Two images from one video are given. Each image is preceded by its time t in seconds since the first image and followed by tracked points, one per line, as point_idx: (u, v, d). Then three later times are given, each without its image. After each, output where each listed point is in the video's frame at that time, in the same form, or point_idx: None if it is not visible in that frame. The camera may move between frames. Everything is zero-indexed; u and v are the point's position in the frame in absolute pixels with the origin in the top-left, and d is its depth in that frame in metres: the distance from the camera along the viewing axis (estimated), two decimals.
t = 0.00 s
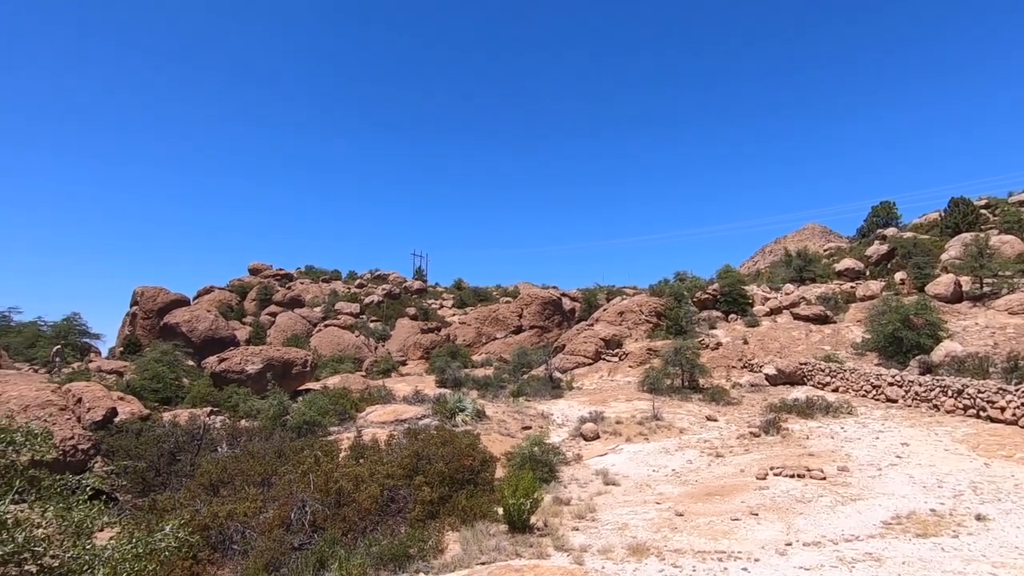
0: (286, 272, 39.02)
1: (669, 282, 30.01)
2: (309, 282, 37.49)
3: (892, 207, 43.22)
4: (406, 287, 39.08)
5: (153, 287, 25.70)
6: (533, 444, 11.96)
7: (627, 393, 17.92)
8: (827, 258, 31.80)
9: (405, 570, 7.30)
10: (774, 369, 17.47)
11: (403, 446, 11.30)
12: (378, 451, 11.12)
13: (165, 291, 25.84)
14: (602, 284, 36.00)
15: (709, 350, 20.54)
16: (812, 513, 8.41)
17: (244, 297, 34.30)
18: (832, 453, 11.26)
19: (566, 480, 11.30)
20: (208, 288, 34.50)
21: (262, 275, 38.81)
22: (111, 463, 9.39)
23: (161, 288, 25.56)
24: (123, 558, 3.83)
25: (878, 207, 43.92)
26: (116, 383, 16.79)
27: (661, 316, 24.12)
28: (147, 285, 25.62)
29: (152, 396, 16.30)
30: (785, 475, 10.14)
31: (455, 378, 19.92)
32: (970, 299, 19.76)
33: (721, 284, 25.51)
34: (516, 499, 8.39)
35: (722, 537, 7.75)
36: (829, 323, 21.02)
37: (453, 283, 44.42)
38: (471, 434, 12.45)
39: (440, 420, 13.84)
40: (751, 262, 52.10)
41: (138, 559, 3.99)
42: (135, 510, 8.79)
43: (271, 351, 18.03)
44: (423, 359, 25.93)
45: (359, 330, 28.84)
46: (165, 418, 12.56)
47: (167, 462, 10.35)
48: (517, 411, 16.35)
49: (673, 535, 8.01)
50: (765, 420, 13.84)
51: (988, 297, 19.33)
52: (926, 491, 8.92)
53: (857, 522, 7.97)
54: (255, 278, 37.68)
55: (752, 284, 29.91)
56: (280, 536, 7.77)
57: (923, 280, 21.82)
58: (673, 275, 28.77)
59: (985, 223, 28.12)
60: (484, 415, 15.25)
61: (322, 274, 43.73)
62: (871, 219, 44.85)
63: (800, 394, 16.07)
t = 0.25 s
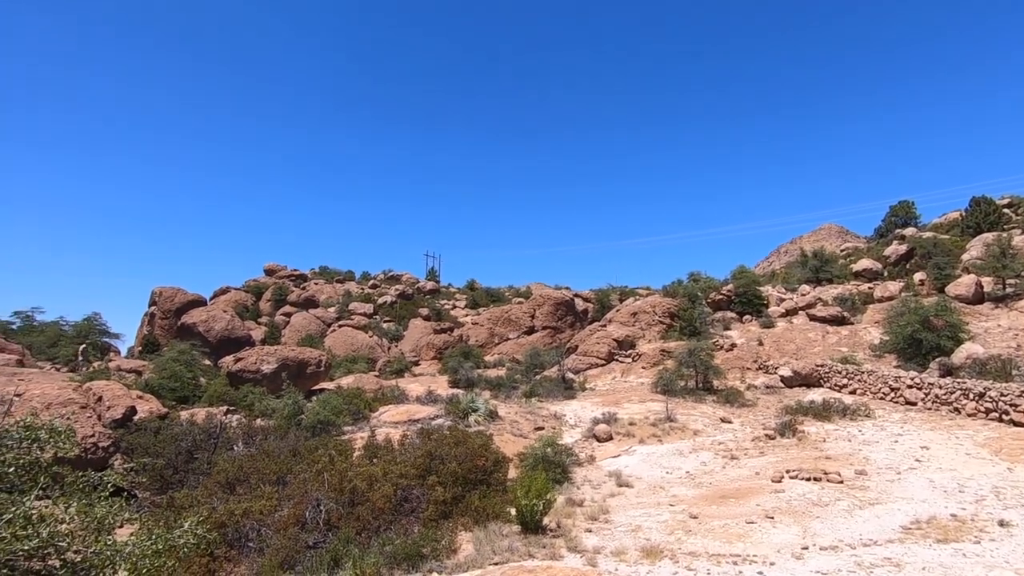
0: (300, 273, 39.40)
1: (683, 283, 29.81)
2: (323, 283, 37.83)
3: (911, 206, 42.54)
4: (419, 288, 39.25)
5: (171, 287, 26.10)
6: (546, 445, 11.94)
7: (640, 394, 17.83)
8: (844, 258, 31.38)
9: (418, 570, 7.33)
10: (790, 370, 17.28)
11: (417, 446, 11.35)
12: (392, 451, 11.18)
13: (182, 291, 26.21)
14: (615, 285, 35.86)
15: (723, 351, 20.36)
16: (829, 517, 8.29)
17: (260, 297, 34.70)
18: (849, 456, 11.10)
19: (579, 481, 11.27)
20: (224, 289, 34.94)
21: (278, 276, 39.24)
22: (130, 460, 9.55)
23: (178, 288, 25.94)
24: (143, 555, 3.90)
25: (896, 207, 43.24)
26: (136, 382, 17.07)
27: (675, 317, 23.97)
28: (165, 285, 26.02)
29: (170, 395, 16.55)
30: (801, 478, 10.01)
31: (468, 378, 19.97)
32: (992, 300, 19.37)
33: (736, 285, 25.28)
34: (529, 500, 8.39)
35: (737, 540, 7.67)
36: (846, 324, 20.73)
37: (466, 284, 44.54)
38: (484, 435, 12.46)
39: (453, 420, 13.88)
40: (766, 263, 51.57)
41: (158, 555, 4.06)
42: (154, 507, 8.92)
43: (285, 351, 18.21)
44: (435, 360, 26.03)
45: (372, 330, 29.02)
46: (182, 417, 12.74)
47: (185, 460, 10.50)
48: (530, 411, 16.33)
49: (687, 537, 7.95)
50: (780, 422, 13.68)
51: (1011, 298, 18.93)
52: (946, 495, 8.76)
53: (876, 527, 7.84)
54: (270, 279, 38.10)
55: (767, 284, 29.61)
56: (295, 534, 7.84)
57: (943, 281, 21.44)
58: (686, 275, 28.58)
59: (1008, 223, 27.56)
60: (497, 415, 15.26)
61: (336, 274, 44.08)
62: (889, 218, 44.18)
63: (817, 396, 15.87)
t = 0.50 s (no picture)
0: (314, 273, 39.75)
1: (697, 283, 29.60)
2: (336, 283, 38.12)
3: (930, 205, 41.84)
4: (431, 288, 39.39)
5: (188, 287, 26.46)
6: (559, 445, 11.92)
7: (653, 395, 17.73)
8: (861, 258, 30.95)
9: (431, 569, 7.36)
10: (805, 372, 17.07)
11: (430, 446, 11.39)
12: (405, 450, 11.24)
13: (199, 290, 26.58)
14: (628, 285, 35.71)
15: (737, 352, 20.18)
16: (846, 521, 8.18)
17: (274, 297, 35.07)
18: (867, 459, 10.94)
19: (591, 481, 11.23)
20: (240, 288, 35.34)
21: (292, 276, 39.62)
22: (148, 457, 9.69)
23: (195, 288, 26.30)
24: (163, 550, 3.98)
25: (914, 206, 42.56)
26: (154, 380, 17.33)
27: (688, 317, 23.81)
28: (182, 285, 26.39)
29: (187, 393, 16.78)
30: (817, 481, 9.88)
31: (480, 378, 19.99)
32: (1014, 300, 18.98)
33: (750, 285, 25.04)
34: (542, 500, 8.38)
35: (752, 543, 7.60)
36: (864, 325, 20.44)
37: (478, 284, 44.63)
38: (496, 435, 12.47)
39: (466, 420, 13.92)
40: (781, 263, 51.00)
41: (177, 550, 4.12)
42: (172, 503, 9.06)
43: (300, 350, 18.38)
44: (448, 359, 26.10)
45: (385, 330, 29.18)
46: (199, 415, 12.92)
47: (202, 457, 10.64)
48: (542, 411, 16.32)
49: (700, 539, 7.89)
50: (796, 424, 13.53)
51: None
52: (967, 500, 8.60)
53: (894, 531, 7.72)
54: (285, 279, 38.48)
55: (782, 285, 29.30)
56: (310, 532, 7.91)
57: (963, 281, 21.05)
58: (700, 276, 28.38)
59: None
60: (509, 415, 15.26)
61: (349, 274, 44.39)
62: (908, 217, 43.47)
63: (833, 397, 15.67)
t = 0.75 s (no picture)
0: (328, 272, 40.08)
1: (711, 282, 29.37)
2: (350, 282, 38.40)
3: (950, 203, 41.09)
4: (444, 287, 39.50)
5: (205, 286, 26.83)
6: (572, 445, 11.90)
7: (666, 395, 17.63)
8: (879, 256, 30.48)
9: (444, 567, 7.38)
10: (821, 372, 16.86)
11: (443, 444, 11.44)
12: (418, 448, 11.29)
13: (215, 289, 26.93)
14: (641, 285, 35.53)
15: (752, 351, 19.99)
16: (863, 523, 8.07)
17: (289, 296, 35.42)
18: (885, 461, 10.78)
19: (604, 481, 11.20)
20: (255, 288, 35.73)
21: (306, 275, 39.99)
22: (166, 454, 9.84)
23: (211, 287, 26.65)
24: (181, 545, 4.05)
25: (934, 204, 41.84)
26: (171, 378, 17.60)
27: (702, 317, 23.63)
28: (199, 285, 26.75)
29: (204, 391, 17.02)
30: (834, 483, 9.75)
31: (493, 377, 20.02)
32: None
33: (765, 284, 24.79)
34: (555, 499, 8.37)
35: (767, 545, 7.52)
36: (881, 324, 20.14)
37: (491, 283, 44.67)
38: (509, 434, 12.48)
39: (479, 419, 13.94)
40: (797, 262, 50.39)
41: (196, 546, 4.19)
42: (189, 499, 9.19)
43: (314, 349, 18.54)
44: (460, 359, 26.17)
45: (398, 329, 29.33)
46: (216, 412, 13.09)
47: (218, 454, 10.79)
48: (555, 411, 16.30)
49: (715, 540, 7.83)
50: (811, 424, 13.37)
51: None
52: (989, 503, 8.44)
53: (913, 534, 7.60)
54: (299, 278, 38.85)
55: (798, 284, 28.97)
56: (324, 529, 7.98)
57: (984, 280, 20.64)
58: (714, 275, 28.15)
59: None
60: (522, 415, 15.26)
61: (363, 274, 44.66)
62: (927, 215, 42.73)
63: (850, 398, 15.46)
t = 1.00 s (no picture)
0: (342, 272, 40.37)
1: (724, 282, 29.13)
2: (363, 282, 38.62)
3: (970, 201, 40.33)
4: (456, 286, 39.59)
5: (221, 286, 27.17)
6: (584, 444, 11.87)
7: (679, 395, 17.52)
8: (896, 256, 30.02)
9: (457, 565, 7.40)
10: (838, 373, 16.65)
11: (455, 443, 11.48)
12: (430, 447, 11.33)
13: (230, 288, 27.25)
14: (654, 284, 35.34)
15: (766, 352, 19.80)
16: (881, 526, 7.95)
17: (303, 295, 35.74)
18: (903, 463, 10.61)
19: (616, 481, 11.15)
20: (269, 287, 36.08)
21: (320, 275, 40.33)
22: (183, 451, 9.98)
23: (227, 286, 26.99)
24: (199, 541, 4.08)
25: (954, 202, 41.11)
26: (188, 376, 17.84)
27: (716, 316, 23.44)
28: (215, 284, 27.09)
29: (220, 389, 17.25)
30: (851, 485, 9.63)
31: (505, 376, 20.03)
32: None
33: (780, 284, 24.53)
34: (567, 499, 8.36)
35: (782, 547, 7.45)
36: (899, 325, 19.84)
37: (503, 283, 44.72)
38: (521, 433, 12.48)
39: (490, 418, 13.97)
40: (812, 261, 49.78)
41: (212, 541, 4.23)
42: (206, 495, 9.32)
43: (327, 347, 18.69)
44: (472, 358, 26.23)
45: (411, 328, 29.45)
46: (231, 410, 13.25)
47: (234, 451, 10.93)
48: (567, 410, 16.28)
49: (729, 542, 7.77)
50: (827, 426, 13.21)
51: None
52: (1011, 507, 8.27)
53: (932, 537, 7.48)
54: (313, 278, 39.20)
55: (813, 283, 28.63)
56: (338, 526, 8.04)
57: (1006, 280, 20.25)
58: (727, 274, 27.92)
59: None
60: (534, 414, 15.26)
61: (375, 273, 44.90)
62: (946, 214, 41.99)
63: (867, 399, 15.25)
